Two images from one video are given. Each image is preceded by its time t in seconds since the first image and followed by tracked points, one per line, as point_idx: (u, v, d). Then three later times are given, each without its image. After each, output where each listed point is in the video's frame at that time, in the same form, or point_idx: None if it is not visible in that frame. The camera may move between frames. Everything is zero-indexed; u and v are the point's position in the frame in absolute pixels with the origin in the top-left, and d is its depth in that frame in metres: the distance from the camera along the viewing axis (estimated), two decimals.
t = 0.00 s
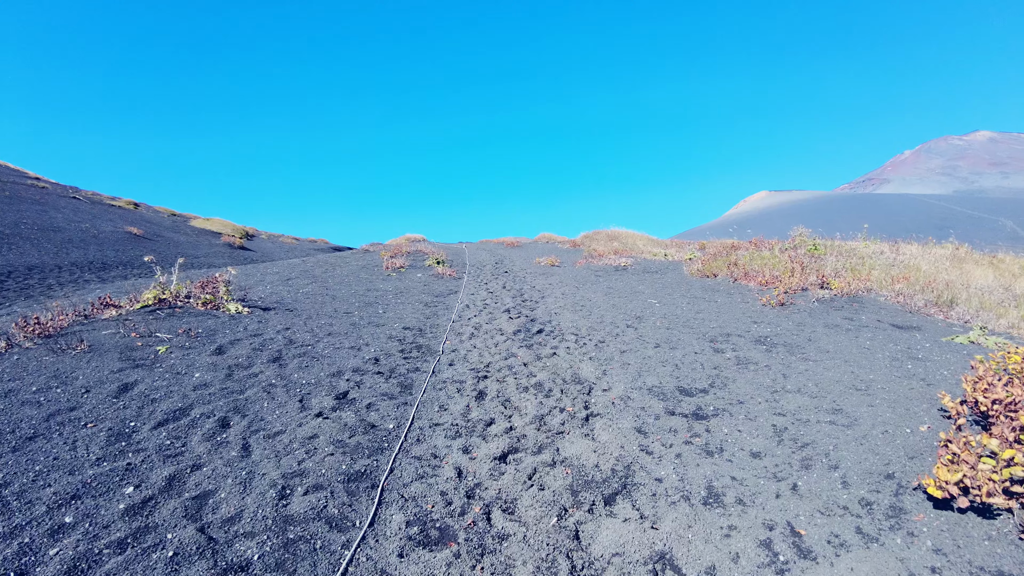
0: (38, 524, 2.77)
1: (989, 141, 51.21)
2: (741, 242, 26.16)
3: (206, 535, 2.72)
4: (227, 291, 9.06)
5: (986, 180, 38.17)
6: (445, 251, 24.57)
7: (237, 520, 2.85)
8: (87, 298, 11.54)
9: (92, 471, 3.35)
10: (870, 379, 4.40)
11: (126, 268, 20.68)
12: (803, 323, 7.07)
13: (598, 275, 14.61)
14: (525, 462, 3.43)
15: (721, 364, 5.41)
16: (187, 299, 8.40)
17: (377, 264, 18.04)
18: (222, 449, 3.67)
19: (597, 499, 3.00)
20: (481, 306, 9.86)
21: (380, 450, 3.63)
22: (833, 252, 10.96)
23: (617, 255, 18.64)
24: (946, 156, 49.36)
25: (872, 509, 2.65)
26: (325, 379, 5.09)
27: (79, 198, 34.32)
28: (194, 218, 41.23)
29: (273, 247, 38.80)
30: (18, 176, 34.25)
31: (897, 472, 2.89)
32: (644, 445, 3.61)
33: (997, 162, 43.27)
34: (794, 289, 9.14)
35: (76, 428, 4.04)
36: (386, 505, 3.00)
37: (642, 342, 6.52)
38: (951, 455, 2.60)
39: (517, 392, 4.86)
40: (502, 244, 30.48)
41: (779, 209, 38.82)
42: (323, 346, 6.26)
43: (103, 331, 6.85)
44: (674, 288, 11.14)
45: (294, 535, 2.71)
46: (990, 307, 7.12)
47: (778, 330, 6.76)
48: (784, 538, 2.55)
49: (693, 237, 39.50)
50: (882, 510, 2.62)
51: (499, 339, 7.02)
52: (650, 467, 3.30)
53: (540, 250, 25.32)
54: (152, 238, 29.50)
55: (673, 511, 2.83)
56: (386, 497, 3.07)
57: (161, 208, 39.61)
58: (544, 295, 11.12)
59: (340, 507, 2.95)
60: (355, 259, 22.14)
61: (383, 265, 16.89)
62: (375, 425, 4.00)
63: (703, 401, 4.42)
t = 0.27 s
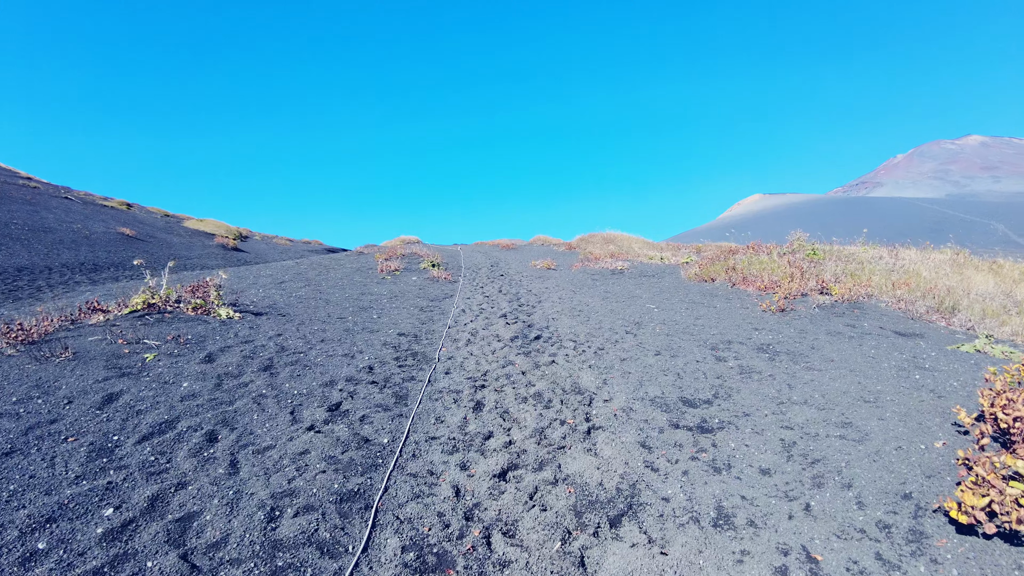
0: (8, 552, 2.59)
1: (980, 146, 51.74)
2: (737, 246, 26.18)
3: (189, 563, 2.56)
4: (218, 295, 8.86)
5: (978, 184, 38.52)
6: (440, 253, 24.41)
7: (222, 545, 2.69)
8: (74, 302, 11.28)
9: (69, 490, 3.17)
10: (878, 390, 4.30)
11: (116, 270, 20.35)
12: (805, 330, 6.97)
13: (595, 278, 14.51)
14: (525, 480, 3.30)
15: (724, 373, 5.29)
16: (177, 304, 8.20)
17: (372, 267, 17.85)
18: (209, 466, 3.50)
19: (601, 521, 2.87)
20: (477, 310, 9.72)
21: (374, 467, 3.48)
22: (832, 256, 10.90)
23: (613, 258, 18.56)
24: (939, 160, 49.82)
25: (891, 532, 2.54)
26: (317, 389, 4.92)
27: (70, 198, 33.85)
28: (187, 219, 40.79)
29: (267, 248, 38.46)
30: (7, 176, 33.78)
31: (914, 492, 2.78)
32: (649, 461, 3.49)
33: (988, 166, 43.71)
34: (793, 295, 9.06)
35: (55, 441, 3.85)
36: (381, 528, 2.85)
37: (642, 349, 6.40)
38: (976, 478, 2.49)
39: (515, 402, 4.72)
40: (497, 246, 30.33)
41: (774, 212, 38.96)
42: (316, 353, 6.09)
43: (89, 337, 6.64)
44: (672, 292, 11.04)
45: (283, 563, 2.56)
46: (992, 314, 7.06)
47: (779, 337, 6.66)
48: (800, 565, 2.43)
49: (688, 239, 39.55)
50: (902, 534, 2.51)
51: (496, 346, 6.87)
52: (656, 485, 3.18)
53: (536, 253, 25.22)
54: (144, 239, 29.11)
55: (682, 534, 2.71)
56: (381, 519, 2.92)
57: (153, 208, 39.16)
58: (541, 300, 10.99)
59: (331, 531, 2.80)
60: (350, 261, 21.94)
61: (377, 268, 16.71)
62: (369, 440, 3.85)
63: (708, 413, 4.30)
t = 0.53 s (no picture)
0: None
1: (973, 147, 52.14)
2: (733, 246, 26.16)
3: None
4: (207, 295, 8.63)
5: (970, 185, 38.80)
6: (435, 253, 24.22)
7: (200, 563, 2.52)
8: (59, 302, 11.00)
9: (40, 501, 2.99)
10: (886, 394, 4.18)
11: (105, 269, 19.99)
12: (806, 331, 6.87)
13: (591, 279, 14.39)
14: (522, 490, 3.15)
15: (726, 376, 5.17)
16: (165, 304, 7.96)
17: (366, 267, 17.63)
18: (189, 475, 3.32)
19: (603, 535, 2.73)
20: (472, 311, 9.56)
21: (364, 476, 3.31)
22: (831, 257, 10.83)
23: (609, 258, 18.45)
24: (932, 161, 50.16)
25: (910, 547, 2.41)
26: (306, 393, 4.74)
27: (60, 196, 33.35)
28: (179, 218, 40.31)
29: (261, 248, 38.09)
30: None
31: (931, 504, 2.66)
32: (652, 469, 3.35)
33: (981, 168, 44.03)
34: (792, 296, 8.97)
35: (28, 448, 3.64)
36: (370, 543, 2.70)
37: (641, 351, 6.27)
38: (1001, 491, 2.37)
39: (511, 406, 4.57)
40: (493, 246, 30.16)
41: (770, 213, 39.03)
42: (306, 356, 5.90)
43: (71, 338, 6.41)
44: (669, 293, 10.93)
45: None
46: (995, 315, 6.99)
47: (780, 339, 6.55)
48: None
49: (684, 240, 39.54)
50: (921, 549, 2.38)
51: (492, 347, 6.72)
52: (660, 496, 3.04)
53: (531, 253, 25.09)
54: (135, 238, 28.70)
55: (688, 549, 2.58)
56: (370, 533, 2.77)
57: (145, 207, 38.68)
58: (537, 300, 10.84)
59: (318, 547, 2.64)
60: (344, 261, 21.70)
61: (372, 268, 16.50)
62: (359, 447, 3.68)
63: (711, 418, 4.17)
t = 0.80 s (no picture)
0: None
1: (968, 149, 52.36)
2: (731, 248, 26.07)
3: None
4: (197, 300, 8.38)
5: (965, 187, 38.95)
6: (431, 255, 24.00)
7: None
8: (46, 306, 10.73)
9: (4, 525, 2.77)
10: (899, 405, 4.03)
11: (96, 271, 19.66)
12: (811, 337, 6.72)
13: (590, 281, 14.24)
14: (522, 511, 2.98)
15: (731, 385, 5.01)
16: (153, 309, 7.69)
17: (362, 269, 17.43)
18: (168, 494, 3.12)
19: (608, 563, 2.56)
20: (469, 315, 9.37)
21: (354, 496, 3.13)
22: (833, 259, 10.70)
23: (607, 261, 18.31)
24: (927, 163, 50.36)
25: None
26: (295, 405, 4.54)
27: (52, 197, 32.94)
28: (173, 220, 39.91)
29: (256, 250, 37.77)
30: None
31: (958, 527, 2.51)
32: (658, 488, 3.18)
33: (976, 169, 44.20)
34: (795, 300, 8.82)
35: None
36: (359, 573, 2.51)
37: (643, 358, 6.10)
38: None
39: (509, 418, 4.39)
40: (489, 248, 29.98)
41: (767, 214, 39.02)
42: (297, 364, 5.70)
43: (52, 345, 6.17)
44: (669, 296, 10.78)
45: None
46: (1002, 320, 6.86)
47: (785, 345, 6.40)
48: None
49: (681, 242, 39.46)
50: None
51: (489, 354, 6.54)
52: (668, 517, 2.88)
53: (528, 255, 24.91)
54: (128, 240, 28.34)
55: None
56: (359, 561, 2.58)
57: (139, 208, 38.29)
58: (535, 304, 10.67)
59: None
60: (340, 263, 21.49)
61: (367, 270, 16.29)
62: (349, 464, 3.49)
63: (718, 430, 4.01)
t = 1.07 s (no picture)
0: None
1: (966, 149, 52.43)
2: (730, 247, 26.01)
3: None
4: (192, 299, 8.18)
5: (963, 186, 38.98)
6: (430, 254, 23.82)
7: None
8: (38, 305, 10.52)
9: None
10: (916, 408, 3.91)
11: (92, 270, 19.43)
12: (818, 337, 6.60)
13: (590, 281, 14.11)
14: (529, 521, 2.84)
15: (741, 386, 4.87)
16: (147, 308, 7.49)
17: (360, 268, 17.25)
18: (156, 503, 2.96)
19: None
20: (469, 315, 9.22)
21: (352, 506, 2.98)
22: (837, 258, 10.59)
23: (607, 260, 18.19)
24: (925, 162, 50.41)
25: None
26: (292, 408, 4.39)
27: (48, 195, 32.65)
28: (170, 218, 39.60)
29: (253, 249, 37.52)
30: None
31: (991, 540, 2.39)
32: (672, 496, 3.04)
33: (974, 169, 44.27)
34: (800, 299, 8.70)
35: None
36: None
37: (648, 358, 5.97)
38: None
39: (513, 421, 4.24)
40: (488, 247, 29.85)
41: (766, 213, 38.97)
42: (293, 365, 5.53)
43: (41, 344, 5.97)
44: (672, 295, 10.65)
45: None
46: (1013, 319, 6.75)
47: (793, 345, 6.27)
48: None
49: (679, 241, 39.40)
50: None
51: (490, 354, 6.39)
52: (683, 528, 2.75)
53: (527, 254, 24.74)
54: (124, 238, 28.07)
55: None
56: None
57: (136, 207, 38.00)
58: (536, 303, 10.51)
59: None
60: (338, 262, 21.32)
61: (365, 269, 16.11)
62: (347, 470, 3.34)
63: (730, 435, 3.88)
